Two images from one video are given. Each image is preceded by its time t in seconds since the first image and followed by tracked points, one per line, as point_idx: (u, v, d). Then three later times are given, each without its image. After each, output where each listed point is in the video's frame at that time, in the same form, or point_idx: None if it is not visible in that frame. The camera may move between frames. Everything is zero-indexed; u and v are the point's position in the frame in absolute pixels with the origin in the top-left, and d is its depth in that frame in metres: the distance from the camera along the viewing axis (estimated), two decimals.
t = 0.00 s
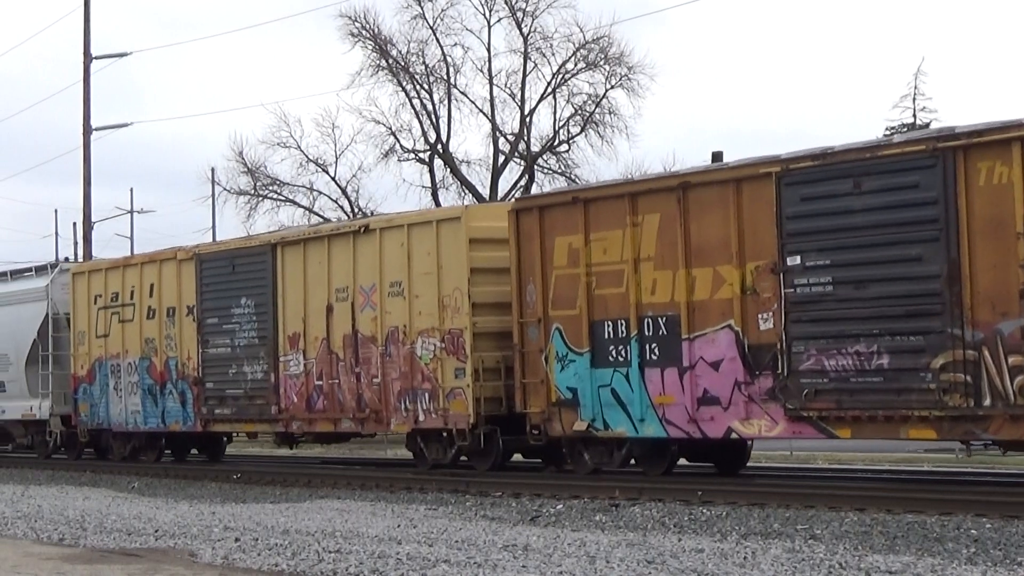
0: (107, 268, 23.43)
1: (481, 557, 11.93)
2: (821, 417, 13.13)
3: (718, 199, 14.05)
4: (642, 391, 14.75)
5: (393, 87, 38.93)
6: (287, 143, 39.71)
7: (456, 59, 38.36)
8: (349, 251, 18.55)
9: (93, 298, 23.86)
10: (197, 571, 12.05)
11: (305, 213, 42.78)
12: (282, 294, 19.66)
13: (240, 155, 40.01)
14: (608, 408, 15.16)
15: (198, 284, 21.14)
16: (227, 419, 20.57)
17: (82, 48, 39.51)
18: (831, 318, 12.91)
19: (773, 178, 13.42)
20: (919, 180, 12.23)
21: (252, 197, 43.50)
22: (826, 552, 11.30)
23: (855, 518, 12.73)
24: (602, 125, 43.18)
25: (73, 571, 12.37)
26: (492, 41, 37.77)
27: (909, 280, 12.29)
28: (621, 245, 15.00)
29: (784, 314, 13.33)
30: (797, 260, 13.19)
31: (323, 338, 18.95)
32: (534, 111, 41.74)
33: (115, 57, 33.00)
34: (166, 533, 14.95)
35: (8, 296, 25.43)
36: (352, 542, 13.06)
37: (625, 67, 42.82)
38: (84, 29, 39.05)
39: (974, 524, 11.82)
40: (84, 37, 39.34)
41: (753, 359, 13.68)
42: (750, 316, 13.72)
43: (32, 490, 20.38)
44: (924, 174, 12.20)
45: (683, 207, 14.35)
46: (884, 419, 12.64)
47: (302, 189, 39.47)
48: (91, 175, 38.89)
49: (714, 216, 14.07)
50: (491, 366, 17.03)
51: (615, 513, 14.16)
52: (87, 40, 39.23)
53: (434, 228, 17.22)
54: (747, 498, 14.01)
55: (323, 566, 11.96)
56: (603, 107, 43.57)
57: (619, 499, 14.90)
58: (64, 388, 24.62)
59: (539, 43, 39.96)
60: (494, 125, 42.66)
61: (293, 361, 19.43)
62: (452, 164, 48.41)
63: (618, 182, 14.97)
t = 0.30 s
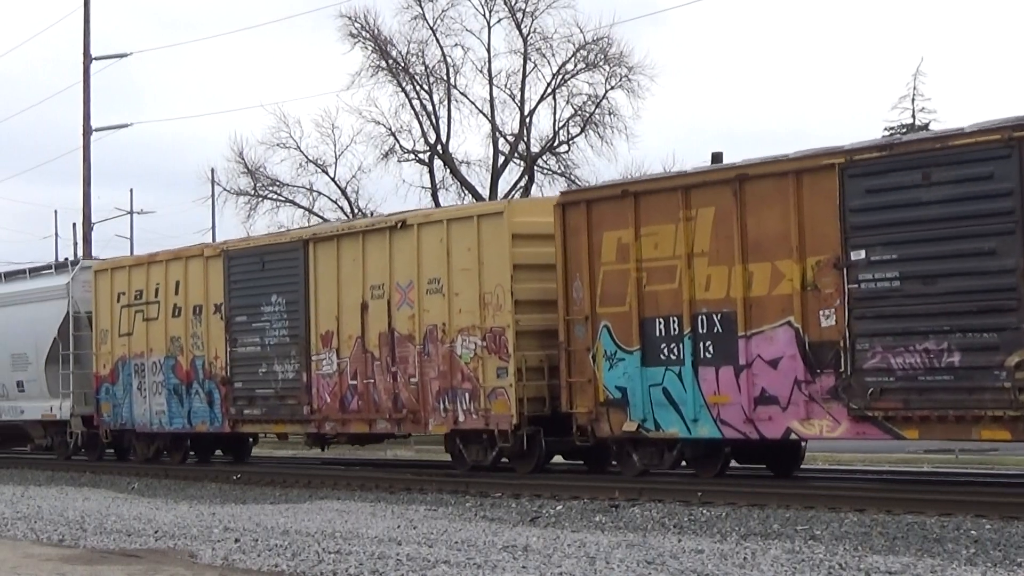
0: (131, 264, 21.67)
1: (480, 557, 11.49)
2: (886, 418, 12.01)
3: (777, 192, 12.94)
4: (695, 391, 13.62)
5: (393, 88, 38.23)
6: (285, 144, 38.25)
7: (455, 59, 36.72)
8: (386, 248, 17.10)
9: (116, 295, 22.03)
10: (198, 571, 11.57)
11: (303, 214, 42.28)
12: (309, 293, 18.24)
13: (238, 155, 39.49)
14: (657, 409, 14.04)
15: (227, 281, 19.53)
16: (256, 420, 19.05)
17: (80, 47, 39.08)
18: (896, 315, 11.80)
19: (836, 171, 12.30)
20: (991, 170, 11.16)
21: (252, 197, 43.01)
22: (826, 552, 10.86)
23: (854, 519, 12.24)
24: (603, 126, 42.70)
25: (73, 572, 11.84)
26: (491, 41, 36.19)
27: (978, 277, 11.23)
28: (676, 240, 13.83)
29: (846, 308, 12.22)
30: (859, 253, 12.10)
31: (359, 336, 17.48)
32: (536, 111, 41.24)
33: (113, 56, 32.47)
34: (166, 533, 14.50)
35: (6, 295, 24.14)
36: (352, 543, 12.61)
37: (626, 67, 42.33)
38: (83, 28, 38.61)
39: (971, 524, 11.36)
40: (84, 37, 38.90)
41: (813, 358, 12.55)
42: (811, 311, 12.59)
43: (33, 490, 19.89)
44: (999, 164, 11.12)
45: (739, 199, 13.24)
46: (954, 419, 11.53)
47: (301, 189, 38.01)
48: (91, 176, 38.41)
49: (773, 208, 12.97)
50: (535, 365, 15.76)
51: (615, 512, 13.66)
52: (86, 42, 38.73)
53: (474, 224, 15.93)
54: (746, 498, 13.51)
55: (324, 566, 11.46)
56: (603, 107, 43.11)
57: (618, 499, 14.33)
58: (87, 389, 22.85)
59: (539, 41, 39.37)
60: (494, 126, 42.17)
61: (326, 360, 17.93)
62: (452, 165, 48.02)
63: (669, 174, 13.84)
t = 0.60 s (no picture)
0: (155, 261, 21.36)
1: (480, 557, 11.81)
2: (957, 417, 11.78)
3: (840, 184, 12.69)
4: (752, 390, 13.37)
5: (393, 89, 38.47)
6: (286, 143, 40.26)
7: (456, 60, 38.74)
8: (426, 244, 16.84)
9: (140, 293, 21.72)
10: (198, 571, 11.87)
11: (303, 213, 42.65)
12: (345, 290, 17.95)
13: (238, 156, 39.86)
14: (712, 408, 13.79)
15: (256, 278, 19.28)
16: (287, 420, 18.76)
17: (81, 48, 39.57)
18: (967, 311, 11.57)
19: (903, 163, 12.07)
20: None
21: (252, 197, 43.38)
22: (826, 552, 11.10)
23: (854, 519, 12.36)
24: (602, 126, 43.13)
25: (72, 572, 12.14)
26: (492, 42, 38.10)
27: None
28: (733, 233, 13.55)
29: (914, 302, 11.99)
30: (931, 247, 11.86)
31: (395, 335, 17.24)
32: (535, 112, 41.62)
33: (115, 56, 32.79)
34: (166, 533, 14.89)
35: (25, 294, 23.85)
36: (352, 543, 12.93)
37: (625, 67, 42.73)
38: (84, 29, 39.03)
39: (971, 524, 11.53)
40: (84, 37, 39.34)
41: (879, 355, 12.32)
42: (877, 307, 12.35)
43: (32, 489, 20.07)
44: None
45: (799, 192, 12.99)
46: None
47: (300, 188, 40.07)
48: (91, 176, 38.92)
49: (836, 202, 12.71)
50: (581, 364, 15.48)
51: (615, 512, 13.74)
52: (86, 45, 39.14)
53: (516, 220, 15.64)
54: (746, 498, 13.58)
55: (325, 566, 11.75)
56: (602, 107, 43.54)
57: (618, 499, 14.44)
58: (109, 389, 22.58)
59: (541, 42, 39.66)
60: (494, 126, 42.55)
61: (361, 358, 17.69)
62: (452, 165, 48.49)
63: (724, 166, 13.57)
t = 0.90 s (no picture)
0: (182, 257, 20.80)
1: (481, 557, 11.85)
2: None
3: (907, 175, 12.13)
4: (813, 389, 12.84)
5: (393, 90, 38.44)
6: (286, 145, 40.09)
7: (455, 60, 38.96)
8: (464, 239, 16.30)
9: (166, 290, 21.15)
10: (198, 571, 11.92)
11: (303, 214, 42.69)
12: (372, 287, 17.43)
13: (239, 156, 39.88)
14: (771, 408, 13.27)
15: (287, 274, 18.63)
16: (320, 420, 18.12)
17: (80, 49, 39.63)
18: None
19: (976, 152, 11.54)
20: None
21: (252, 197, 43.45)
22: (826, 552, 11.13)
23: (854, 519, 12.37)
24: (602, 126, 43.17)
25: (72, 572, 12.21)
26: (490, 43, 38.37)
27: None
28: (792, 227, 13.00)
29: (988, 298, 11.45)
30: (1002, 240, 11.36)
31: (433, 332, 16.72)
32: (535, 113, 41.62)
33: (113, 56, 32.78)
34: (166, 533, 14.94)
35: (43, 292, 23.34)
36: (352, 543, 12.99)
37: (625, 67, 42.76)
38: (83, 30, 39.09)
39: (972, 524, 11.54)
40: (84, 38, 39.39)
41: (949, 353, 11.76)
42: (946, 304, 11.78)
43: (32, 489, 20.11)
44: None
45: (863, 184, 12.42)
46: None
47: (301, 189, 40.01)
48: (91, 176, 38.96)
49: (903, 194, 12.15)
50: (631, 363, 14.97)
51: (616, 512, 13.77)
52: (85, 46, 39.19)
53: (562, 214, 15.11)
54: (746, 498, 13.57)
55: (325, 566, 11.80)
56: (602, 106, 43.58)
57: (618, 499, 14.44)
58: (132, 388, 21.87)
59: (541, 42, 39.66)
60: (494, 126, 42.56)
61: (398, 356, 17.15)
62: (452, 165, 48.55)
63: (784, 158, 13.06)
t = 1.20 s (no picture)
0: (210, 253, 20.12)
1: (480, 557, 11.73)
2: None
3: (981, 165, 11.68)
4: (879, 388, 12.38)
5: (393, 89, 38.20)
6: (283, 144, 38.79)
7: (454, 61, 38.81)
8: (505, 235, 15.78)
9: (193, 286, 20.47)
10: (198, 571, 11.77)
11: (304, 214, 42.57)
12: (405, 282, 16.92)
13: (238, 155, 39.76)
14: (831, 407, 12.81)
15: (320, 270, 17.98)
16: (355, 419, 17.52)
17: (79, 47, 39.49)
18: None
19: None
20: None
21: (251, 197, 43.35)
22: (825, 552, 11.01)
23: (854, 519, 12.23)
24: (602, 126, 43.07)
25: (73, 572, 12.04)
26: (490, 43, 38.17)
27: None
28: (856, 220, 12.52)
29: None
30: None
31: (474, 328, 16.12)
32: (534, 113, 41.48)
33: (112, 56, 32.61)
34: (166, 533, 14.80)
35: (65, 288, 22.71)
36: (351, 543, 12.86)
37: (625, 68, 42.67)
38: (83, 29, 38.94)
39: (971, 523, 11.40)
40: (83, 36, 39.26)
41: None
42: None
43: (33, 489, 19.94)
44: None
45: (934, 174, 11.96)
46: None
47: (299, 189, 38.73)
48: (90, 176, 38.83)
49: (976, 185, 11.70)
50: (682, 361, 14.37)
51: (615, 512, 13.66)
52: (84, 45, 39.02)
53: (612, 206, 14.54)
54: (744, 497, 13.45)
55: (324, 566, 11.67)
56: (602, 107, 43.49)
57: (618, 499, 14.32)
58: (156, 385, 21.21)
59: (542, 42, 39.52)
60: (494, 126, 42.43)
61: (436, 353, 16.58)
62: (452, 163, 48.46)
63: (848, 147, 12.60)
